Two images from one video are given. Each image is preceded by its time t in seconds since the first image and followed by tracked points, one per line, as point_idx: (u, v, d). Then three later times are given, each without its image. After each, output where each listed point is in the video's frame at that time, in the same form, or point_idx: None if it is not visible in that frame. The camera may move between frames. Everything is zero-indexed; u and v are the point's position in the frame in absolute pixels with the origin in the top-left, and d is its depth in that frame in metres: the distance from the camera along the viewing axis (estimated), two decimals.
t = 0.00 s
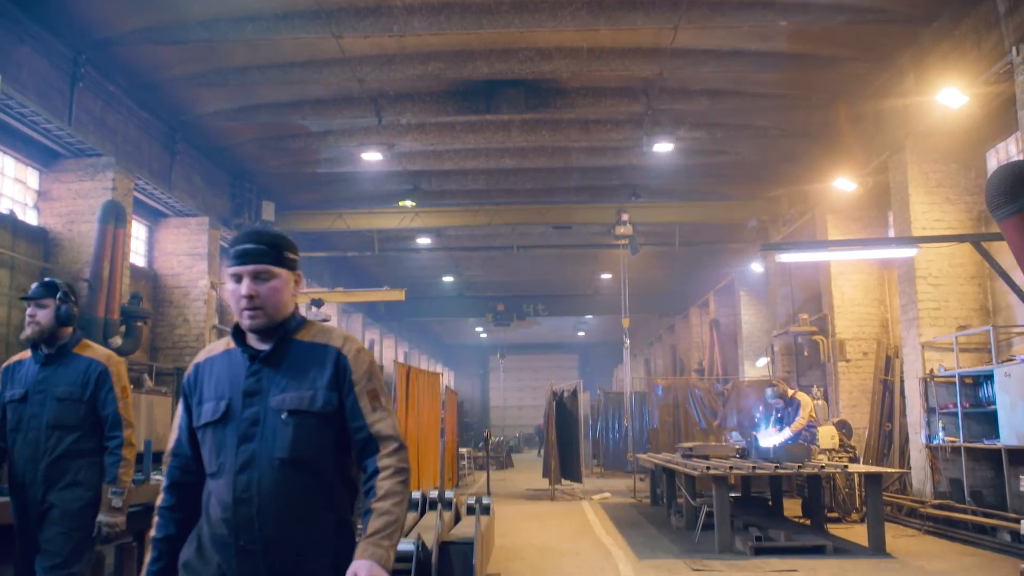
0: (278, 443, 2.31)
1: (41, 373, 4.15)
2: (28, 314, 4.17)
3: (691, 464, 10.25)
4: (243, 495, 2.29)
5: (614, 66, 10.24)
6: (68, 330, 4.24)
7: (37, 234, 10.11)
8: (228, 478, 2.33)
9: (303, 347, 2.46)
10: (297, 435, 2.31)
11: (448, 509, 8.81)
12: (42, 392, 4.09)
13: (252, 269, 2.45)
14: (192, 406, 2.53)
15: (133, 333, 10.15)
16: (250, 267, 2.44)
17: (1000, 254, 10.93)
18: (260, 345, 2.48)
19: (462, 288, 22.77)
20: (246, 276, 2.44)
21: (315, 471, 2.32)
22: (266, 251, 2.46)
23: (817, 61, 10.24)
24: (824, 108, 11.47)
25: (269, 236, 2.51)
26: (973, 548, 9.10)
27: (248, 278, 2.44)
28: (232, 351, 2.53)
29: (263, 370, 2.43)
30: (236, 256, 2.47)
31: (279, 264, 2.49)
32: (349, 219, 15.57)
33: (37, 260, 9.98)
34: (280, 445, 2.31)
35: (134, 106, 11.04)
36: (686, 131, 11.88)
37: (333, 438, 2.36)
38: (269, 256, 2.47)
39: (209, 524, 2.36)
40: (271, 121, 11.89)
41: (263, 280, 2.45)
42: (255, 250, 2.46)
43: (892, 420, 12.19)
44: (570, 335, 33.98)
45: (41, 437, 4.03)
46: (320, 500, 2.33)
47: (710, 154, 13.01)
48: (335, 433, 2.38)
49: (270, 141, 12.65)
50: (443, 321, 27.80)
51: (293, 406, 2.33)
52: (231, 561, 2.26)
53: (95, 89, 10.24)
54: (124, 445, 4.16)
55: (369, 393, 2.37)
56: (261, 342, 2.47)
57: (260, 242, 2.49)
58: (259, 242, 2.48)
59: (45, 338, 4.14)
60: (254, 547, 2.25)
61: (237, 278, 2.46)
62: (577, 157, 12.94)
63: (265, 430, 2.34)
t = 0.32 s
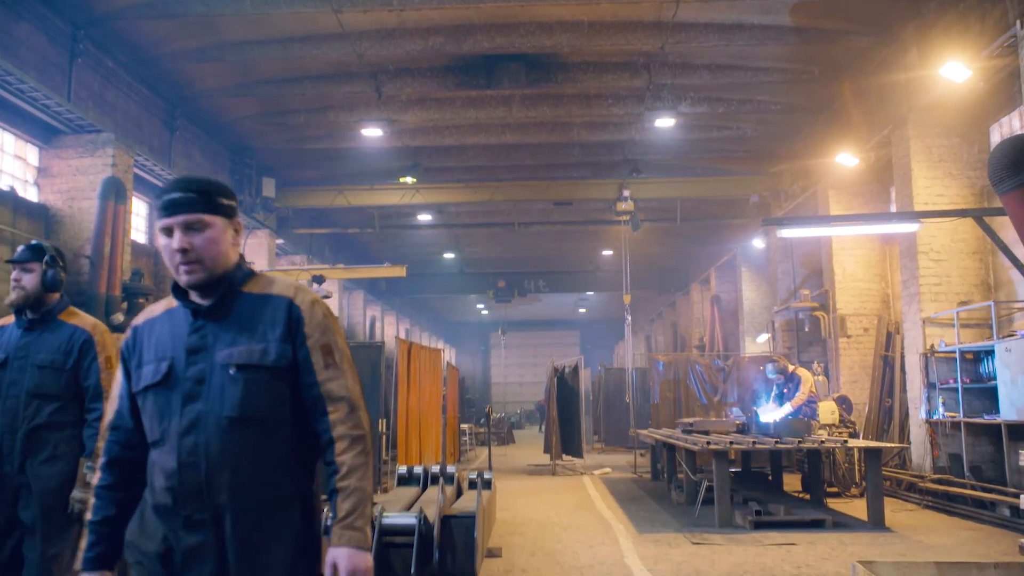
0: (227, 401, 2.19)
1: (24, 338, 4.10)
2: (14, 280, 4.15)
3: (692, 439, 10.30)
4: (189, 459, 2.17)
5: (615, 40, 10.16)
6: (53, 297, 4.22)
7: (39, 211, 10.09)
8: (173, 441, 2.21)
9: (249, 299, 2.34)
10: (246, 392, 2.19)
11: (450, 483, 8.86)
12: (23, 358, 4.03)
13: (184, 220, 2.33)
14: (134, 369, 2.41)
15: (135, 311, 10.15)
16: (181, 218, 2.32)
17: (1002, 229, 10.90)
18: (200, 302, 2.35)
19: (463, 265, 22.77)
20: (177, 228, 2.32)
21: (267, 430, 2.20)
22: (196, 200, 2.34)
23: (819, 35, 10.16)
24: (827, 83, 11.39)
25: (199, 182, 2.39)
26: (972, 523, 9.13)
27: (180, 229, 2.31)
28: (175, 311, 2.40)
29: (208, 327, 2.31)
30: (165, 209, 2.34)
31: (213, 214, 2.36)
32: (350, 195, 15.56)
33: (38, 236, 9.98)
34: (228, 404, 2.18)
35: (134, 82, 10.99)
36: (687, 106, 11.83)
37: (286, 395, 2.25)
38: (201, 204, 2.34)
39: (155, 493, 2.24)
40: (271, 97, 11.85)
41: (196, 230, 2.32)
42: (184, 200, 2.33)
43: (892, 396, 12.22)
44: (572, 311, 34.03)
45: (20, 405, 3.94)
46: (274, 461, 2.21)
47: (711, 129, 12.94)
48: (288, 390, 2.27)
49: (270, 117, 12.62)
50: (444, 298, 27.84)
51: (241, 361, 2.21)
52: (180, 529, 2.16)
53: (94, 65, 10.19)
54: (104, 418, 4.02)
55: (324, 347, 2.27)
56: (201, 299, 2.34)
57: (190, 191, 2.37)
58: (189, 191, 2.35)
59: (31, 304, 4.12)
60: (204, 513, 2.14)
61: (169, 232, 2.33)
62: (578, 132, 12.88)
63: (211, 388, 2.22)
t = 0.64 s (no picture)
0: (188, 355, 1.98)
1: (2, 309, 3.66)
2: None
3: (693, 418, 10.33)
4: (143, 419, 1.96)
5: (617, 18, 10.08)
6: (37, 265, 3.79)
7: (40, 189, 10.09)
8: (125, 399, 1.99)
9: (214, 246, 2.14)
10: (209, 346, 1.99)
11: (451, 461, 8.88)
12: None
13: (135, 158, 2.10)
14: (81, 319, 2.19)
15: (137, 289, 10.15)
16: (131, 156, 2.09)
17: (1005, 208, 10.88)
18: (156, 249, 2.14)
19: (465, 244, 22.77)
20: (127, 167, 2.09)
21: (232, 388, 2.00)
22: (148, 136, 2.11)
23: (823, 13, 10.07)
24: (831, 61, 11.32)
25: (151, 116, 2.16)
26: (972, 502, 9.16)
27: (130, 168, 2.09)
28: (128, 257, 2.19)
29: (166, 273, 2.10)
30: (113, 146, 2.12)
31: (168, 152, 2.13)
32: (352, 173, 15.54)
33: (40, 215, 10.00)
34: (188, 359, 1.98)
35: (134, 59, 10.92)
36: (690, 85, 11.76)
37: (253, 351, 2.06)
38: (154, 140, 2.11)
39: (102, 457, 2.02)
40: (271, 75, 11.80)
41: (149, 170, 2.09)
42: (135, 136, 2.11)
43: (893, 375, 12.24)
44: (573, 291, 34.06)
45: None
46: (239, 422, 2.01)
47: (713, 108, 12.87)
48: (256, 347, 2.08)
49: (271, 95, 12.58)
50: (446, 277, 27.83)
51: (204, 312, 2.01)
52: (131, 496, 1.94)
53: (94, 43, 10.11)
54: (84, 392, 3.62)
55: (297, 301, 2.10)
56: (156, 245, 2.13)
57: (142, 125, 2.14)
58: (139, 125, 2.12)
59: (10, 271, 3.69)
60: (159, 479, 1.93)
61: (119, 170, 2.11)
62: (580, 111, 12.84)
63: (169, 340, 2.01)
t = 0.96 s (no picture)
0: (139, 342, 1.75)
1: None
2: None
3: (694, 398, 10.35)
4: (85, 413, 1.73)
5: None
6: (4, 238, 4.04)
7: (42, 167, 10.15)
8: (64, 390, 1.76)
9: (176, 219, 1.90)
10: (165, 332, 1.76)
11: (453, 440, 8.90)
12: None
13: (92, 116, 1.85)
14: (20, 289, 1.94)
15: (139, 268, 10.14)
16: (87, 113, 1.84)
17: (1009, 189, 10.83)
18: (111, 218, 1.90)
19: (467, 224, 22.76)
20: (82, 125, 1.84)
21: (191, 380, 1.79)
22: (110, 92, 1.85)
23: None
24: (835, 41, 11.24)
25: (114, 69, 1.90)
26: (972, 482, 9.18)
27: (85, 126, 1.84)
28: (77, 224, 1.95)
29: (119, 247, 1.86)
30: (68, 100, 1.85)
31: (132, 113, 1.88)
32: (354, 153, 15.49)
33: (42, 193, 10.04)
34: (140, 347, 1.75)
35: (134, 38, 10.83)
36: (693, 64, 11.71)
37: (214, 338, 1.85)
38: (116, 97, 1.86)
39: (41, 452, 1.79)
40: (272, 53, 11.73)
41: (106, 129, 1.84)
42: (94, 90, 1.85)
43: (894, 356, 12.25)
44: (575, 272, 34.09)
45: None
46: (197, 417, 1.81)
47: (717, 88, 12.82)
48: (218, 334, 1.86)
49: (272, 74, 12.52)
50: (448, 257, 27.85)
51: (160, 295, 1.78)
52: (72, 498, 1.72)
53: (95, 20, 10.03)
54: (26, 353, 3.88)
55: (268, 287, 1.89)
56: (110, 214, 1.90)
57: (103, 79, 1.87)
58: (99, 79, 1.86)
59: None
60: (103, 479, 1.71)
61: (72, 128, 1.86)
62: (583, 90, 12.76)
63: (119, 325, 1.78)
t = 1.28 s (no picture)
0: (74, 342, 1.49)
1: None
2: None
3: (696, 378, 10.37)
4: (7, 421, 1.47)
5: None
6: None
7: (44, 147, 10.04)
8: None
9: (128, 202, 1.63)
10: (104, 333, 1.50)
11: (456, 419, 8.93)
12: None
13: (34, 77, 1.59)
14: None
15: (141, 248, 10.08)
16: (27, 73, 1.58)
17: (1015, 169, 10.78)
18: (58, 195, 1.65)
19: (470, 205, 22.74)
20: (22, 86, 1.58)
21: (133, 389, 1.54)
22: (55, 49, 1.60)
23: None
24: (841, 20, 11.14)
25: (62, 22, 1.64)
26: (974, 463, 9.21)
27: (25, 87, 1.58)
28: (22, 202, 1.71)
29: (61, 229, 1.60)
30: (10, 58, 1.61)
31: (82, 73, 1.62)
32: (357, 134, 15.46)
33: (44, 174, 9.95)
34: (74, 347, 1.49)
35: (136, 16, 10.69)
36: (698, 44, 11.63)
37: (160, 342, 1.58)
38: (61, 55, 1.60)
39: None
40: (275, 33, 11.65)
41: (49, 90, 1.58)
42: (38, 46, 1.60)
43: (897, 337, 12.24)
44: (578, 252, 34.10)
45: None
46: (141, 433, 1.55)
47: (721, 67, 12.75)
48: (167, 339, 1.60)
49: (275, 54, 12.48)
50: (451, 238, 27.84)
51: (100, 289, 1.52)
52: None
53: None
54: None
55: (227, 286, 1.63)
56: (57, 189, 1.65)
57: (50, 34, 1.62)
58: (44, 34, 1.61)
59: None
60: (26, 499, 1.46)
61: (13, 89, 1.60)
62: (586, 70, 12.72)
63: (52, 320, 1.52)
